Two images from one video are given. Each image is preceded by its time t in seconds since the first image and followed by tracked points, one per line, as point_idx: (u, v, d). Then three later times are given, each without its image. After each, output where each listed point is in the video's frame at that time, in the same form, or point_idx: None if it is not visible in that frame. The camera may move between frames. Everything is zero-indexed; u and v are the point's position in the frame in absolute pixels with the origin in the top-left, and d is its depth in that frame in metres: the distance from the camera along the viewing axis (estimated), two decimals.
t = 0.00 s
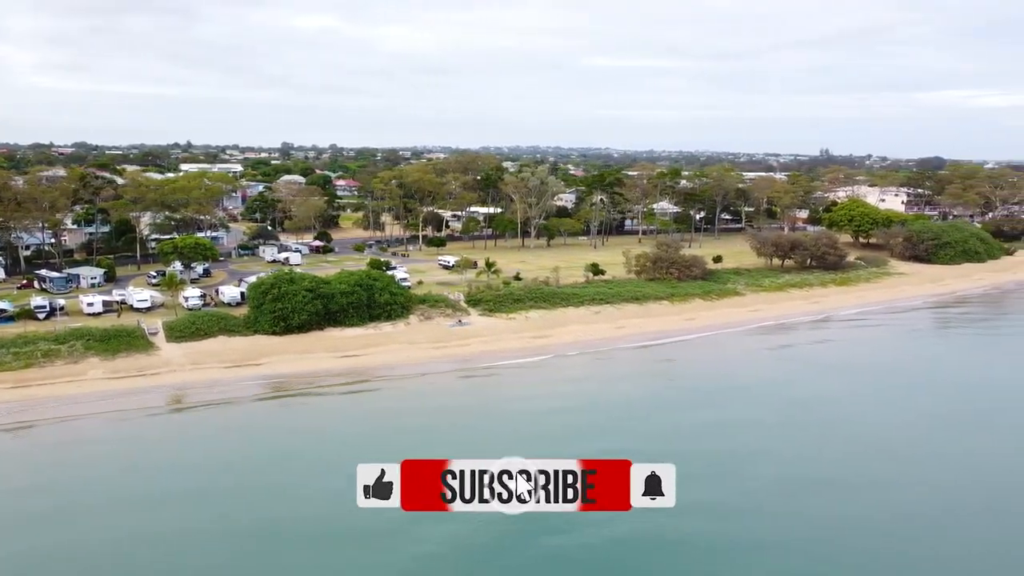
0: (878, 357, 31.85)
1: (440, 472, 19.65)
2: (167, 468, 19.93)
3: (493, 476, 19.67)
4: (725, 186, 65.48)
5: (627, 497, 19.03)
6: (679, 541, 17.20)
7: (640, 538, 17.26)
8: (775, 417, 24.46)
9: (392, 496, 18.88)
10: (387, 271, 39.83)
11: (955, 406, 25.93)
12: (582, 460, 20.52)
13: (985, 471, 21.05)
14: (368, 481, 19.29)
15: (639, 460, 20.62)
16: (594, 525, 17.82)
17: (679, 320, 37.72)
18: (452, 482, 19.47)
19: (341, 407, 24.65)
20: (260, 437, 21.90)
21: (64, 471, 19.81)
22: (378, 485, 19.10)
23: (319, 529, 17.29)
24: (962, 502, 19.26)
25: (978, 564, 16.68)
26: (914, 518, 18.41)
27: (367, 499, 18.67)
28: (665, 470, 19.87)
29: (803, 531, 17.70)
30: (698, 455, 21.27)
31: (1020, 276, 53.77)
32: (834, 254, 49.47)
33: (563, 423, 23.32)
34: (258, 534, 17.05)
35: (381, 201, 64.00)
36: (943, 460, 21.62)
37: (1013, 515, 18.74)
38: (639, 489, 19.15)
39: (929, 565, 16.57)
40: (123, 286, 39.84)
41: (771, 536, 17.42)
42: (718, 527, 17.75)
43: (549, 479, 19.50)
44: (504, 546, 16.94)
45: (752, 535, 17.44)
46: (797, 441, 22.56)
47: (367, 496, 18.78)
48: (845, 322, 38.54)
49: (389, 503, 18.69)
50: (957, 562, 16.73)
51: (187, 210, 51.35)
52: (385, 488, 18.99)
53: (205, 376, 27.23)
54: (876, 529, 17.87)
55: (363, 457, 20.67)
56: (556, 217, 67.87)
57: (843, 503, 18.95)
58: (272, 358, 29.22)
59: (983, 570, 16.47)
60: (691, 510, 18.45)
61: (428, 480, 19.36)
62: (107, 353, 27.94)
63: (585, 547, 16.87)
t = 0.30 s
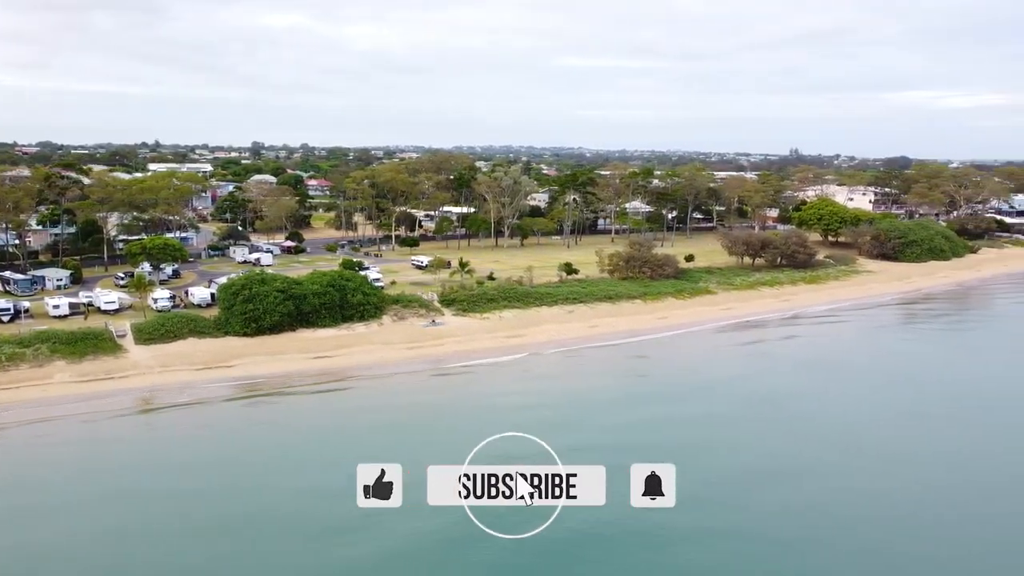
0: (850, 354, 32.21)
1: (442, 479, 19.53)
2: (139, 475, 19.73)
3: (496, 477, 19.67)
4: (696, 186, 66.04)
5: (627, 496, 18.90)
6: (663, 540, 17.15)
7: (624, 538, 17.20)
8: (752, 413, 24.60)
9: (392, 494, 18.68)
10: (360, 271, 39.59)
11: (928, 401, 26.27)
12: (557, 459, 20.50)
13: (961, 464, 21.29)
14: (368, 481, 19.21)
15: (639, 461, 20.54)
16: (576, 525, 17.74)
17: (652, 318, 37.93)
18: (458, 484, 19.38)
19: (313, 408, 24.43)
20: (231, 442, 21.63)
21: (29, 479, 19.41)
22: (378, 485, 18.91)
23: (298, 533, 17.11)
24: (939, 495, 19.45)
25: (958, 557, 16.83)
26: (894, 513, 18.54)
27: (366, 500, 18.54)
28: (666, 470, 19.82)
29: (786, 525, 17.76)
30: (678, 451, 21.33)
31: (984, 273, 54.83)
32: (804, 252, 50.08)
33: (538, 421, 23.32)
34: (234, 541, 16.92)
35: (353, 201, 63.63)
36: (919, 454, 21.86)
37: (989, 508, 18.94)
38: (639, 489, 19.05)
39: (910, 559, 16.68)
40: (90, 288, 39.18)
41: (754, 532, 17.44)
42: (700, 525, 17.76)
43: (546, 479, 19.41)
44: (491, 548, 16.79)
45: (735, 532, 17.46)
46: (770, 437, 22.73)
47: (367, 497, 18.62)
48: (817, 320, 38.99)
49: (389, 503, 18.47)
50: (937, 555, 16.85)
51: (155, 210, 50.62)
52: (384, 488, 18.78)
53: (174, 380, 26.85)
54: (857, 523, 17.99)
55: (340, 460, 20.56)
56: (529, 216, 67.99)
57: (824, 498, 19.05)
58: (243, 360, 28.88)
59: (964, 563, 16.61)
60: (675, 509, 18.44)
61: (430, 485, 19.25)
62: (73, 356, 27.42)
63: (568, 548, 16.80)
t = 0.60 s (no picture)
0: (823, 351, 32.56)
1: (438, 476, 19.14)
2: (106, 477, 19.42)
3: (493, 474, 19.26)
4: (667, 186, 66.56)
5: (627, 496, 18.93)
6: (648, 539, 17.12)
7: (608, 539, 17.16)
8: (729, 410, 24.75)
9: (392, 494, 18.45)
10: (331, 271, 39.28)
11: (901, 397, 26.62)
12: (533, 457, 20.49)
13: (937, 458, 21.55)
14: (368, 481, 18.81)
15: (639, 460, 20.51)
16: (559, 525, 17.67)
17: (625, 317, 38.11)
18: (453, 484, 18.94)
19: (286, 409, 24.23)
20: (203, 445, 21.38)
21: None
22: (378, 485, 18.57)
23: (272, 536, 16.87)
24: (918, 489, 19.65)
25: (939, 550, 16.99)
26: (874, 507, 18.68)
27: (366, 500, 18.36)
28: (666, 470, 19.61)
29: (768, 522, 17.83)
30: (659, 449, 21.36)
31: (948, 271, 55.90)
32: (774, 251, 50.64)
33: (513, 420, 23.28)
34: (205, 543, 16.67)
35: (325, 201, 63.14)
36: (896, 449, 22.08)
37: (967, 501, 19.17)
38: (639, 489, 19.02)
39: (892, 553, 16.80)
40: (56, 290, 38.46)
41: (738, 530, 17.48)
42: (679, 523, 17.80)
43: (549, 478, 19.32)
44: (472, 550, 16.64)
45: (720, 530, 17.48)
46: (744, 432, 22.90)
47: (367, 497, 18.44)
48: (789, 317, 39.43)
49: (389, 503, 18.25)
50: (911, 548, 17.06)
51: (122, 211, 49.83)
52: (384, 488, 18.49)
53: (144, 382, 26.47)
54: (838, 518, 18.10)
55: (312, 461, 20.38)
56: (503, 216, 68.08)
57: (803, 494, 19.17)
58: (214, 362, 28.56)
59: (945, 557, 16.76)
60: (659, 508, 18.40)
61: (427, 485, 18.92)
62: (39, 359, 26.91)
63: (550, 549, 16.74)
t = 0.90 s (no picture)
0: (795, 348, 32.89)
1: (440, 474, 19.29)
2: (71, 481, 19.08)
3: (493, 474, 19.40)
4: (639, 185, 66.93)
5: (627, 496, 18.88)
6: (646, 543, 16.98)
7: (603, 540, 17.05)
8: (709, 408, 24.83)
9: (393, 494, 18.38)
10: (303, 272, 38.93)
11: (880, 394, 26.85)
12: (507, 455, 20.48)
13: (922, 454, 21.69)
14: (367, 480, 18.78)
15: (641, 460, 20.39)
16: (553, 528, 17.50)
17: (598, 316, 38.25)
18: (454, 483, 19.10)
19: (258, 411, 23.99)
20: (173, 447, 21.08)
21: None
22: (378, 485, 18.49)
23: (245, 539, 16.63)
24: (906, 486, 19.75)
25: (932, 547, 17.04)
26: (867, 505, 18.69)
27: (367, 500, 18.23)
28: (666, 470, 19.57)
29: (763, 521, 17.80)
30: (649, 448, 21.34)
31: (915, 268, 56.83)
32: (745, 249, 51.16)
33: (487, 420, 23.23)
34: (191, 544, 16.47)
35: (296, 200, 62.57)
36: (871, 443, 22.32)
37: (957, 496, 19.27)
38: (639, 489, 18.96)
39: (886, 550, 16.80)
40: (20, 292, 37.71)
41: (734, 530, 17.43)
42: (655, 520, 17.86)
43: (549, 478, 19.36)
44: (467, 554, 16.38)
45: (716, 530, 17.41)
46: (718, 429, 23.06)
47: (366, 496, 18.33)
48: (763, 315, 39.77)
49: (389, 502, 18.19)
50: (885, 540, 17.24)
51: (88, 211, 49.01)
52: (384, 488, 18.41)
53: (112, 385, 26.03)
54: (832, 517, 18.11)
55: (287, 462, 20.20)
56: (476, 215, 68.03)
57: (779, 490, 19.33)
58: (184, 363, 28.19)
59: (939, 552, 16.80)
60: (654, 510, 18.30)
61: (428, 486, 18.89)
62: (3, 363, 26.35)
63: (528, 548, 16.68)
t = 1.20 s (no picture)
0: (770, 345, 33.19)
1: (439, 475, 19.09)
2: (41, 486, 18.79)
3: (493, 475, 19.24)
4: (615, 184, 67.15)
5: (626, 496, 18.76)
6: (647, 545, 16.87)
7: (604, 542, 16.93)
8: (693, 407, 24.92)
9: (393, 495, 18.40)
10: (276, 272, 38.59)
11: (863, 392, 27.07)
12: (485, 454, 20.44)
13: (910, 452, 21.82)
14: (367, 481, 19.05)
15: (640, 461, 20.31)
16: (533, 527, 17.45)
17: (573, 315, 38.35)
18: (454, 483, 18.83)
19: (231, 412, 23.75)
20: (145, 450, 20.80)
21: None
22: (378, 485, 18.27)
23: (219, 541, 16.43)
24: (897, 484, 19.86)
25: (928, 546, 17.11)
26: (863, 504, 18.74)
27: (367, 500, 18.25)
28: (665, 470, 19.62)
29: (762, 521, 17.77)
30: (641, 448, 21.30)
31: (886, 267, 57.64)
32: (719, 248, 51.58)
33: (466, 420, 23.20)
34: (186, 544, 16.34)
35: (269, 200, 61.97)
36: (846, 440, 22.58)
37: (949, 495, 19.40)
38: (639, 488, 18.90)
39: (884, 550, 16.85)
40: None
41: (733, 530, 17.38)
42: (635, 519, 17.90)
43: (548, 478, 19.12)
44: (467, 559, 16.17)
45: (716, 530, 17.36)
46: (695, 426, 23.18)
47: (366, 495, 18.49)
48: (740, 314, 40.06)
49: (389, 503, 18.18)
50: (860, 535, 17.41)
51: (57, 211, 48.21)
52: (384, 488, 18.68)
53: (82, 387, 25.62)
54: (829, 516, 18.14)
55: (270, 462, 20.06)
56: (452, 215, 67.91)
57: (757, 486, 19.46)
58: (156, 365, 27.82)
59: (924, 549, 16.94)
60: (652, 511, 18.19)
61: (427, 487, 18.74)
62: None
63: (509, 548, 16.60)
